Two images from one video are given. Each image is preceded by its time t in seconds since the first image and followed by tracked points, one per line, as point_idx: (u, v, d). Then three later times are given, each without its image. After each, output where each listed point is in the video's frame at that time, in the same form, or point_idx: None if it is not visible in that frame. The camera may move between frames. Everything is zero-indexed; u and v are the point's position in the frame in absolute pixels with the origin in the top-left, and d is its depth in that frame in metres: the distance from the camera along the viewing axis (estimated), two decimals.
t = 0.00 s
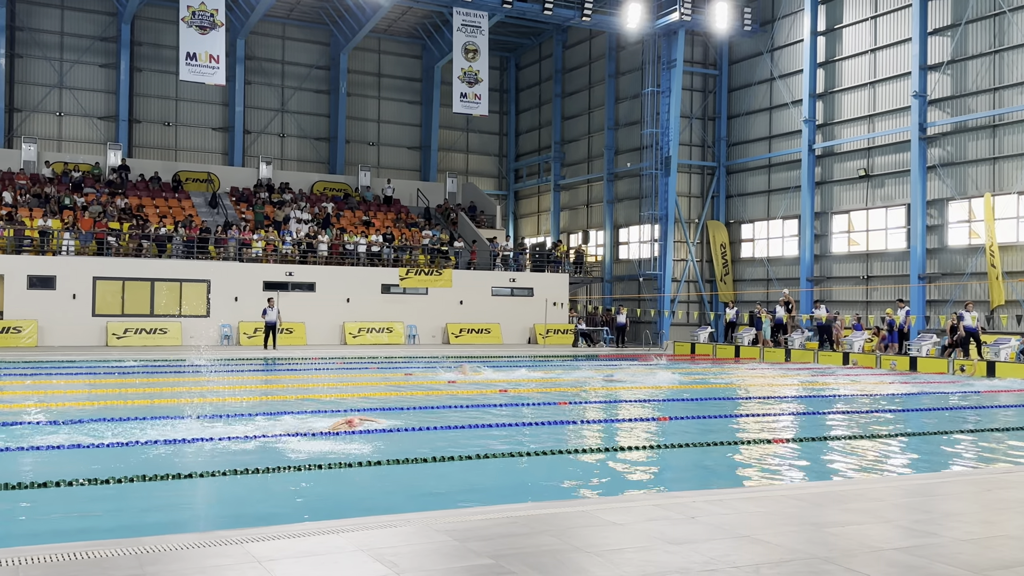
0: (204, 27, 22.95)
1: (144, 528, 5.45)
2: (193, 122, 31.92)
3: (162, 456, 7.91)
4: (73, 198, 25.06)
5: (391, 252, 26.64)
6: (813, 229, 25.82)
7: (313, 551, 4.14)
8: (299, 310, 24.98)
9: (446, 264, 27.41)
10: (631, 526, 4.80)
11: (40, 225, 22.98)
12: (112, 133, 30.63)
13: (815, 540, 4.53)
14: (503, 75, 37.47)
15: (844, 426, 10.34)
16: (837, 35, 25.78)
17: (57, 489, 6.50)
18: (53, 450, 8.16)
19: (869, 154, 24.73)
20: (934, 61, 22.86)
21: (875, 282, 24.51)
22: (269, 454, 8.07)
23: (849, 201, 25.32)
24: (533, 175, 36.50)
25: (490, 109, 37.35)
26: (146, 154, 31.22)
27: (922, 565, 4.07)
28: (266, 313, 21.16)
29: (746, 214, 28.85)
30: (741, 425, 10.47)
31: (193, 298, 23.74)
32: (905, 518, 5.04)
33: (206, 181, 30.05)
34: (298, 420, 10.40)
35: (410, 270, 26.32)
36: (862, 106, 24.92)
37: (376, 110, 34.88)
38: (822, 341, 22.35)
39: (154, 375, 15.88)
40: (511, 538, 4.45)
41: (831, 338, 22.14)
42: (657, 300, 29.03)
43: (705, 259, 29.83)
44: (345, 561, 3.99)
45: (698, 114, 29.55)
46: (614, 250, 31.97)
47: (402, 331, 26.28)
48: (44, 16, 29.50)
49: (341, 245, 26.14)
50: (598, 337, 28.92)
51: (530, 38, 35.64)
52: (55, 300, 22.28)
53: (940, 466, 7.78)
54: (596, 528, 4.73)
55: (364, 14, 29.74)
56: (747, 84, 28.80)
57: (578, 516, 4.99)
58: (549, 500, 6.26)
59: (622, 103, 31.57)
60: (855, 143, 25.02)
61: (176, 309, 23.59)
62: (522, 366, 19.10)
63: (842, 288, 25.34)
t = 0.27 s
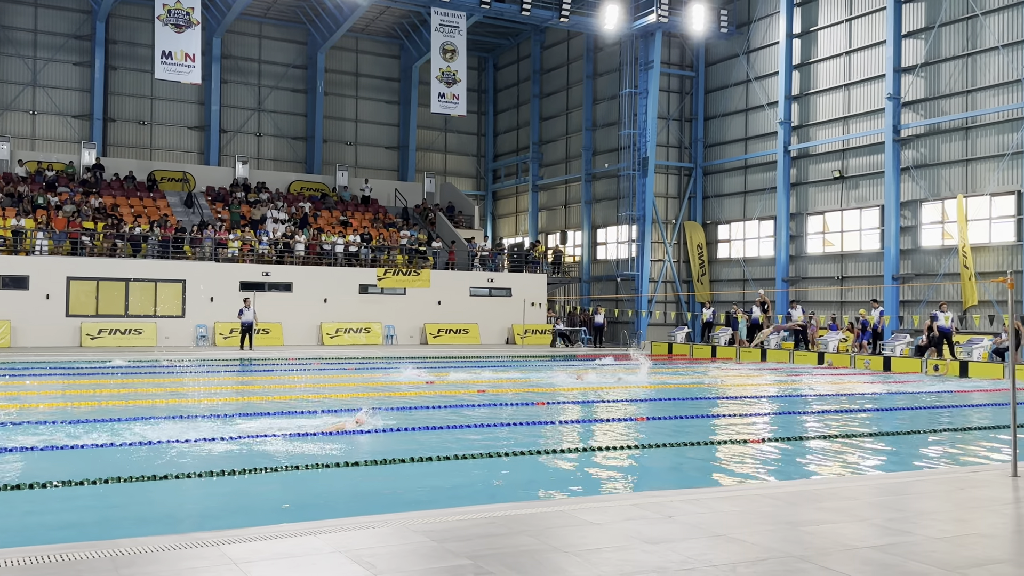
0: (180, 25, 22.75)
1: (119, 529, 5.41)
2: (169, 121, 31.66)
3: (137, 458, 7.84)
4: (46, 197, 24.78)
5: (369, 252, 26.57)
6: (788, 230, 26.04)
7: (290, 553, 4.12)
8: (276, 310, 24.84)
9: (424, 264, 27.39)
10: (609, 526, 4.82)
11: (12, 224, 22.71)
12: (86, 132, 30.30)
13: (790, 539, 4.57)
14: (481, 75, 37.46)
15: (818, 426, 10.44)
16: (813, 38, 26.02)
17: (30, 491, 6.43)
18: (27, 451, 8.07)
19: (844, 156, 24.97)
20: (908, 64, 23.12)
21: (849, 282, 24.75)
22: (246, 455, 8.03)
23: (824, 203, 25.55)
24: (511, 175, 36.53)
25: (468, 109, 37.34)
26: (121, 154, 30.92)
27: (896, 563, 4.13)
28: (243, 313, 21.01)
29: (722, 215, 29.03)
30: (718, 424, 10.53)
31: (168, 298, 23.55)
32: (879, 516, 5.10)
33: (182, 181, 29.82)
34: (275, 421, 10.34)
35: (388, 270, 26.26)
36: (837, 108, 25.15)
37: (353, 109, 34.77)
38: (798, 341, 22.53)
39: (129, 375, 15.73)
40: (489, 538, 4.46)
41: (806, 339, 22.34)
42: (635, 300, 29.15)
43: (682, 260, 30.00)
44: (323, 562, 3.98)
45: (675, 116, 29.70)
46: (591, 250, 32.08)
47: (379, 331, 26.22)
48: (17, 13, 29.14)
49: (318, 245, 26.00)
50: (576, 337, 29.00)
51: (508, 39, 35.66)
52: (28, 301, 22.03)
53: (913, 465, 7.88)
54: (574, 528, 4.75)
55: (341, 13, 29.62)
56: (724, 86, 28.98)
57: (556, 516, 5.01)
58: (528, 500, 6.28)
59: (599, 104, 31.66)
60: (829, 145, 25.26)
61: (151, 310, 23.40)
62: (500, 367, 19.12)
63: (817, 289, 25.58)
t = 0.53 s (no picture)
0: (159, 24, 22.58)
1: (98, 532, 5.36)
2: (148, 121, 31.42)
3: (117, 460, 7.77)
4: (24, 197, 24.53)
5: (350, 253, 26.48)
6: (768, 231, 26.20)
7: (271, 556, 4.11)
8: (256, 311, 24.72)
9: (406, 265, 27.34)
10: (590, 526, 4.83)
11: None
12: (64, 131, 30.01)
13: (771, 539, 4.60)
14: (463, 76, 37.46)
15: (797, 426, 10.51)
16: (792, 40, 26.19)
17: (7, 494, 6.36)
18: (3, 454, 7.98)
19: (823, 158, 25.15)
20: (887, 67, 23.33)
21: (828, 283, 24.93)
22: (227, 457, 7.97)
23: (804, 204, 25.73)
24: (492, 176, 36.53)
25: (449, 110, 37.31)
26: (99, 154, 30.66)
27: (875, 563, 4.16)
28: (222, 314, 20.86)
29: (703, 216, 29.16)
30: (698, 425, 10.58)
31: (146, 300, 23.38)
32: (858, 516, 5.14)
33: (161, 181, 29.61)
34: (255, 422, 10.28)
35: (369, 271, 26.18)
36: (816, 110, 25.33)
37: (334, 110, 34.65)
38: (778, 342, 22.66)
39: (108, 377, 15.60)
40: (470, 540, 4.46)
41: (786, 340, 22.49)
42: (616, 301, 29.22)
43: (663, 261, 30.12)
44: (304, 565, 3.96)
45: (657, 117, 29.80)
46: (573, 251, 32.13)
47: (361, 332, 26.15)
48: None
49: (298, 246, 25.87)
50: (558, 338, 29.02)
51: (490, 40, 35.65)
52: (5, 302, 21.81)
53: (891, 465, 7.95)
54: (556, 528, 4.75)
55: (321, 13, 29.51)
56: (705, 88, 29.12)
57: (538, 517, 5.02)
58: (509, 501, 6.28)
59: (581, 105, 31.71)
60: (809, 147, 25.44)
61: (130, 311, 23.22)
62: (481, 368, 19.12)
63: (796, 290, 25.75)
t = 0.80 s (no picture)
0: (142, 25, 22.45)
1: (78, 536, 5.32)
2: (130, 122, 31.23)
3: (99, 463, 7.71)
4: (4, 198, 24.32)
5: (334, 254, 26.42)
6: (751, 233, 26.34)
7: (254, 558, 4.09)
8: (239, 313, 24.61)
9: (390, 266, 27.30)
10: (575, 527, 4.85)
11: None
12: (46, 132, 29.76)
13: (754, 539, 4.62)
14: (447, 77, 37.47)
15: (780, 427, 10.57)
16: (775, 43, 26.35)
17: None
18: None
19: (805, 160, 25.31)
20: (869, 70, 23.52)
21: (811, 285, 25.08)
22: (210, 460, 7.93)
23: (786, 206, 25.88)
24: (477, 178, 36.53)
25: (434, 112, 37.30)
26: (81, 154, 30.44)
27: (858, 563, 4.20)
28: (206, 316, 20.76)
29: (687, 218, 29.28)
30: (682, 426, 10.63)
31: (129, 301, 23.23)
32: (841, 516, 5.18)
33: (143, 182, 29.44)
34: (239, 425, 10.23)
35: (353, 272, 26.12)
36: (799, 113, 25.50)
37: (318, 111, 34.55)
38: (761, 343, 22.78)
39: (89, 380, 15.47)
40: (455, 541, 4.46)
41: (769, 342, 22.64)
42: (601, 303, 29.29)
43: (647, 263, 30.21)
44: (287, 567, 3.96)
45: (641, 119, 29.90)
46: (558, 253, 32.17)
47: (345, 334, 26.09)
48: None
49: (282, 248, 25.77)
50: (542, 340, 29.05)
51: (474, 41, 35.67)
52: None
53: (874, 466, 8.00)
54: (540, 530, 4.77)
55: (306, 14, 29.44)
56: (689, 90, 29.23)
57: (522, 519, 5.02)
58: (494, 502, 6.29)
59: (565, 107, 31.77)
60: (791, 149, 25.62)
61: (112, 312, 23.07)
62: (465, 369, 19.10)
63: (779, 291, 25.89)
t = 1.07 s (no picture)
0: (127, 25, 22.33)
1: (62, 539, 5.29)
2: (115, 123, 31.05)
3: (83, 466, 7.67)
4: None
5: (320, 256, 26.36)
6: (737, 235, 26.46)
7: (240, 561, 4.08)
8: (224, 315, 24.50)
9: (377, 268, 27.23)
10: (561, 529, 4.86)
11: None
12: (29, 133, 29.55)
13: (740, 540, 4.65)
14: (434, 79, 37.47)
15: (766, 428, 10.62)
16: (761, 46, 26.47)
17: None
18: None
19: (790, 163, 25.43)
20: (854, 73, 23.68)
21: (796, 287, 25.20)
22: (196, 462, 7.90)
23: (772, 209, 26.00)
24: (464, 180, 36.53)
25: (421, 113, 37.29)
26: (65, 155, 30.25)
27: (843, 563, 4.22)
28: (191, 318, 20.65)
29: (673, 220, 29.37)
30: (668, 427, 10.67)
31: (113, 303, 23.09)
32: (826, 517, 5.21)
33: (128, 183, 29.30)
34: (225, 427, 10.19)
35: (340, 274, 26.01)
36: (784, 116, 25.64)
37: (304, 112, 34.46)
38: (748, 345, 22.86)
39: (72, 382, 15.37)
40: (442, 543, 4.46)
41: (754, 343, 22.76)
42: (587, 305, 29.32)
43: (634, 264, 30.29)
44: (273, 570, 3.95)
45: (627, 122, 29.97)
46: (544, 255, 32.20)
47: (331, 336, 25.99)
48: None
49: (268, 249, 25.67)
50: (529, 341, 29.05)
51: (461, 43, 35.67)
52: None
53: (858, 467, 8.05)
54: (527, 531, 4.77)
55: (292, 15, 29.37)
56: (675, 93, 29.32)
57: (509, 520, 5.03)
58: (481, 504, 6.29)
59: (552, 109, 31.82)
60: (776, 152, 25.76)
61: (96, 314, 22.94)
62: (451, 371, 19.08)
63: (765, 293, 26.01)
